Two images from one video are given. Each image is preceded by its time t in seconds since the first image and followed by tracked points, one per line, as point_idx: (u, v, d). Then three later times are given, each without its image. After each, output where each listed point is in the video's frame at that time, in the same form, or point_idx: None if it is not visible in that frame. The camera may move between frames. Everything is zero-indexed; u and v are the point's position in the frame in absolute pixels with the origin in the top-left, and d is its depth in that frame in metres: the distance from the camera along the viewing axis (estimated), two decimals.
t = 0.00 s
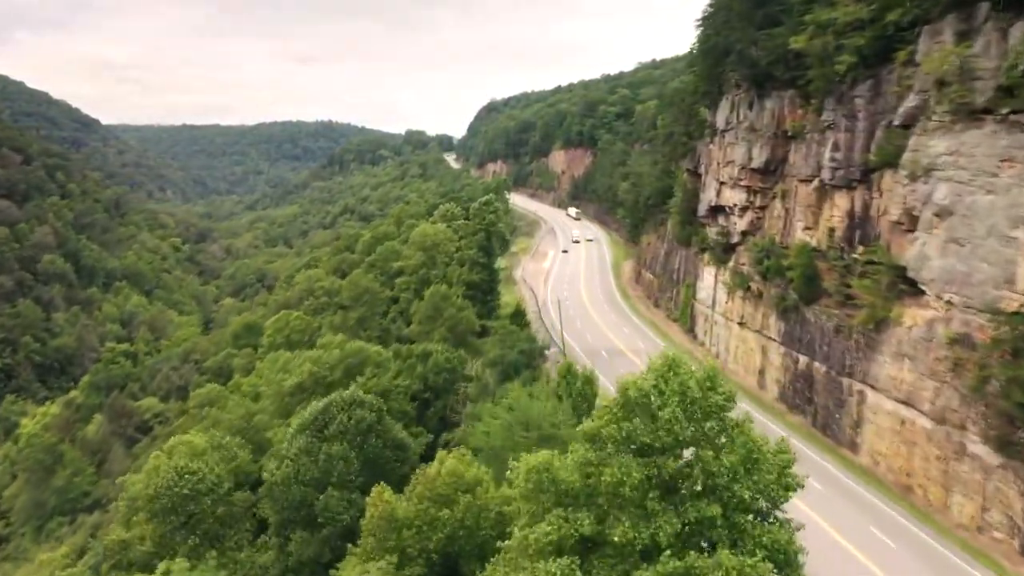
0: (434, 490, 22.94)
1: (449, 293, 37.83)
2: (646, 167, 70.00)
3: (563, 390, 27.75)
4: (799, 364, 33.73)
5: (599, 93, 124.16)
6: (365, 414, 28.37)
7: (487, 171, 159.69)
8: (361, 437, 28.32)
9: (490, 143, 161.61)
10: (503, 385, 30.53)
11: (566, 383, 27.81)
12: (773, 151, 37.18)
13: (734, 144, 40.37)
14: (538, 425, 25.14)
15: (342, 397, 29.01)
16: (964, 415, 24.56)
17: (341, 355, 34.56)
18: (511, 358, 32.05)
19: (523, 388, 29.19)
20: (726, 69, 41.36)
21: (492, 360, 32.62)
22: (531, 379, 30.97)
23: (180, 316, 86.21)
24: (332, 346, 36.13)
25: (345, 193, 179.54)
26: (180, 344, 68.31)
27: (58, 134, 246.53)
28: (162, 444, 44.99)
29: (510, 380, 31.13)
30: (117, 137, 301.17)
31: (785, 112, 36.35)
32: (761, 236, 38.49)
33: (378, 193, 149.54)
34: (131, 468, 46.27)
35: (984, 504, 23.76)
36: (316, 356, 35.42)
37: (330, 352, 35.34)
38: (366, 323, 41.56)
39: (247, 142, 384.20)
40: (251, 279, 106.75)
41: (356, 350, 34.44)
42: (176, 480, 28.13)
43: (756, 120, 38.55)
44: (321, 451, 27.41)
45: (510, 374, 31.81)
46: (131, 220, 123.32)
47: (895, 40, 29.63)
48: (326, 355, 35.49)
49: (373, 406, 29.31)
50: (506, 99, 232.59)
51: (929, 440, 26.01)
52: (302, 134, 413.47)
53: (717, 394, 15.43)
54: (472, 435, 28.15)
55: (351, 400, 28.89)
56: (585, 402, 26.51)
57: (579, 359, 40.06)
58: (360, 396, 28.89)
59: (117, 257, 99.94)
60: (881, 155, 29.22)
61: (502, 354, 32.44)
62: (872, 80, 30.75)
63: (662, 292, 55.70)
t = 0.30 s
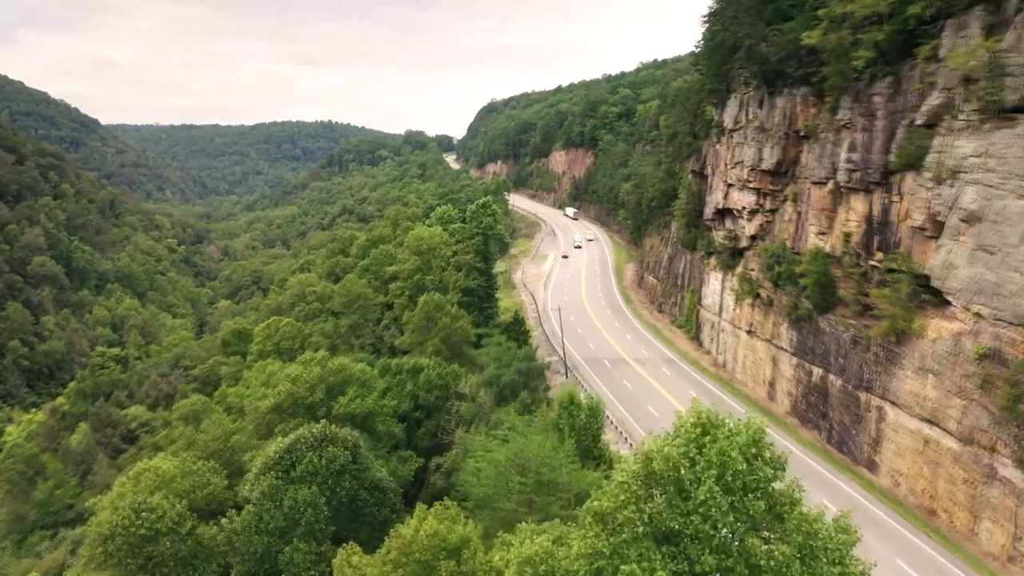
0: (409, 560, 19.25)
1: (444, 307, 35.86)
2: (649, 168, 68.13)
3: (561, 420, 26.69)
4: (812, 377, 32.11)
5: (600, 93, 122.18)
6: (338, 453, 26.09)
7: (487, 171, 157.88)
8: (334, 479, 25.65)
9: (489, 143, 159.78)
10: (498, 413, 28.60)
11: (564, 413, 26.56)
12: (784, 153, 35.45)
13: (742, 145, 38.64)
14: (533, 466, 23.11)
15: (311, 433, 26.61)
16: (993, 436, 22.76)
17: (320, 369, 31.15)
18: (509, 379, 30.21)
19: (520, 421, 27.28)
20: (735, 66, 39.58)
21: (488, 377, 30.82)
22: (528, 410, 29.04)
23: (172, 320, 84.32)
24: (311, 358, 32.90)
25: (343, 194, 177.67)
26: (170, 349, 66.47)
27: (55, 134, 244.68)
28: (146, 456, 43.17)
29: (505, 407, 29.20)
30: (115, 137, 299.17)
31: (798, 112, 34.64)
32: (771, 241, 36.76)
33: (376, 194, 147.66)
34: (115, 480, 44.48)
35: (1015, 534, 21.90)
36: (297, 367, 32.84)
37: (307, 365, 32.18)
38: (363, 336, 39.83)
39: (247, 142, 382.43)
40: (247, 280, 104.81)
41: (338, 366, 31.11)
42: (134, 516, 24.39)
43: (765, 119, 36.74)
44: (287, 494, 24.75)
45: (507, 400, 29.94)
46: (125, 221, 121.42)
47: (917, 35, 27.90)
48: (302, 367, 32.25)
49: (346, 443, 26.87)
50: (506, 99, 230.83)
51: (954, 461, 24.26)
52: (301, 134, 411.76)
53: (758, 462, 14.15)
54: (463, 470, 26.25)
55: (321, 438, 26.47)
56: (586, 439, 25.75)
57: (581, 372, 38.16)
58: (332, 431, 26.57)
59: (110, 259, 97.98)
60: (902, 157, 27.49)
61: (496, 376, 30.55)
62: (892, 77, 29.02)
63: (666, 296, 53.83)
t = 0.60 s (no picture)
0: None
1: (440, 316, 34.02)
2: (652, 170, 66.30)
3: (561, 461, 22.77)
4: (828, 391, 30.31)
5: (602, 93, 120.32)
6: (306, 505, 21.04)
7: (486, 172, 156.27)
8: (295, 538, 20.60)
9: (489, 143, 158.20)
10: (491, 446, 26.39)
11: (565, 455, 22.58)
12: (797, 154, 33.64)
13: (751, 145, 36.86)
14: (527, 528, 19.81)
15: (271, 482, 21.44)
16: None
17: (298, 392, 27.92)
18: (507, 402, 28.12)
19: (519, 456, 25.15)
20: (743, 63, 37.80)
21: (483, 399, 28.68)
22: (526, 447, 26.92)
23: (165, 324, 82.49)
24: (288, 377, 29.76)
25: (341, 195, 176.01)
26: (160, 354, 64.69)
27: (52, 134, 242.88)
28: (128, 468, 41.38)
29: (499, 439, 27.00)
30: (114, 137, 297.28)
31: (811, 111, 32.88)
32: (782, 247, 34.99)
33: (374, 195, 145.92)
34: (96, 492, 42.70)
35: None
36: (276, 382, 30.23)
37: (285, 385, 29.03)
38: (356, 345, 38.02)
39: (246, 143, 380.87)
40: (242, 282, 102.93)
41: (318, 389, 27.87)
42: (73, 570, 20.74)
43: (775, 118, 34.95)
44: (236, 561, 19.62)
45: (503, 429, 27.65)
46: (120, 222, 119.59)
47: (942, 29, 26.11)
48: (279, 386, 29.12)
49: (310, 491, 21.79)
50: (506, 99, 229.30)
51: (986, 486, 22.28)
52: (301, 134, 410.29)
53: None
54: (456, 506, 24.04)
55: (281, 488, 21.35)
56: (592, 483, 22.04)
57: (582, 383, 36.17)
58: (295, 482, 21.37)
59: (102, 261, 96.16)
60: (928, 159, 25.66)
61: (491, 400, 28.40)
62: (914, 74, 27.20)
63: (670, 301, 51.95)
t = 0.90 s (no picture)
0: None
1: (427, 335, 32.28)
2: (655, 171, 64.42)
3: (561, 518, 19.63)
4: (845, 408, 28.54)
5: (603, 93, 118.44)
6: None
7: (486, 172, 154.56)
8: None
9: (489, 143, 156.51)
10: (479, 488, 24.71)
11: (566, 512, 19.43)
12: (810, 155, 31.88)
13: (760, 146, 35.09)
14: None
15: (214, 547, 19.42)
16: None
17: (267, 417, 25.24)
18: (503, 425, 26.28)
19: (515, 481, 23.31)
20: (753, 60, 36.03)
21: (473, 428, 26.94)
22: (521, 490, 25.39)
23: (156, 328, 80.59)
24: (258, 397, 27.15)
25: (339, 196, 174.20)
26: (149, 360, 62.95)
27: (50, 134, 240.94)
28: (108, 483, 39.62)
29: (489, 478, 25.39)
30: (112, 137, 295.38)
31: (826, 110, 31.13)
32: (794, 253, 33.26)
33: (373, 196, 144.21)
34: (77, 507, 40.94)
35: None
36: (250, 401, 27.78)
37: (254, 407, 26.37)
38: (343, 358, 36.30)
39: (245, 143, 379.20)
40: (236, 284, 101.12)
41: (289, 414, 25.23)
42: None
43: (787, 117, 33.18)
44: None
45: (495, 466, 26.04)
46: (113, 223, 117.70)
47: (969, 22, 24.31)
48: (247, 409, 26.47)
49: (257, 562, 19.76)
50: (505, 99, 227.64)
51: (1021, 517, 20.34)
52: (300, 134, 408.68)
53: None
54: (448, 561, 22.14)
55: (226, 556, 19.28)
56: (594, 551, 18.94)
57: (583, 396, 34.41)
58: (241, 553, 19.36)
59: (94, 263, 94.31)
60: (954, 161, 23.89)
61: (483, 430, 26.76)
62: (939, 70, 25.42)
63: (674, 307, 50.16)
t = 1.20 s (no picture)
0: None
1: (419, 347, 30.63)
2: (657, 172, 62.63)
3: None
4: (863, 426, 26.83)
5: (603, 92, 116.65)
6: None
7: (485, 173, 152.78)
8: None
9: (488, 144, 154.78)
10: (467, 539, 20.50)
11: None
12: (825, 156, 30.12)
13: (770, 146, 33.33)
14: None
15: None
16: None
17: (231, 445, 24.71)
18: (500, 459, 23.13)
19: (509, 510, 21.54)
20: (762, 56, 34.24)
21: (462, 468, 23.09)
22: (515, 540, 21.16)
23: (148, 332, 78.75)
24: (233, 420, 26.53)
25: (337, 196, 172.43)
26: (138, 365, 61.20)
27: (47, 134, 238.85)
28: (87, 499, 37.87)
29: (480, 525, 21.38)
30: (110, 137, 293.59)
31: (842, 109, 29.37)
32: (807, 260, 31.56)
33: (371, 197, 142.48)
34: (55, 523, 39.19)
35: None
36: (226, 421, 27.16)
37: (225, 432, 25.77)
38: (331, 368, 34.62)
39: (244, 143, 377.45)
40: (231, 287, 99.37)
41: (254, 444, 24.38)
42: None
43: (800, 116, 31.40)
44: None
45: (485, 511, 22.05)
46: (107, 224, 115.91)
47: (1000, 14, 22.51)
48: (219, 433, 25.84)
49: None
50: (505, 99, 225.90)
51: None
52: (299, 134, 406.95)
53: None
54: None
55: None
56: None
57: (585, 409, 32.72)
58: None
59: (86, 265, 92.52)
60: (984, 165, 22.13)
61: (473, 469, 22.83)
62: (966, 66, 23.65)
63: (678, 313, 48.35)
